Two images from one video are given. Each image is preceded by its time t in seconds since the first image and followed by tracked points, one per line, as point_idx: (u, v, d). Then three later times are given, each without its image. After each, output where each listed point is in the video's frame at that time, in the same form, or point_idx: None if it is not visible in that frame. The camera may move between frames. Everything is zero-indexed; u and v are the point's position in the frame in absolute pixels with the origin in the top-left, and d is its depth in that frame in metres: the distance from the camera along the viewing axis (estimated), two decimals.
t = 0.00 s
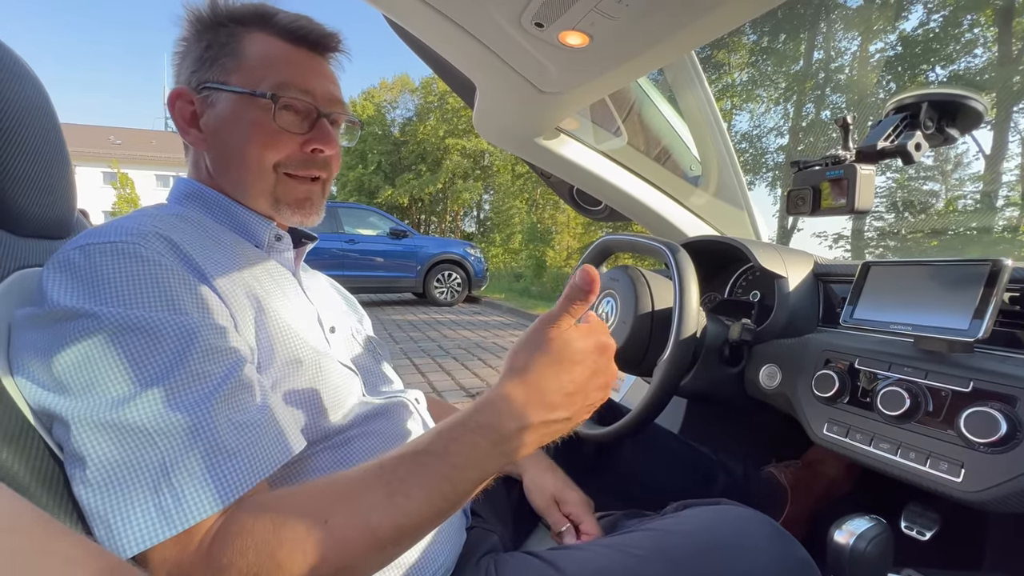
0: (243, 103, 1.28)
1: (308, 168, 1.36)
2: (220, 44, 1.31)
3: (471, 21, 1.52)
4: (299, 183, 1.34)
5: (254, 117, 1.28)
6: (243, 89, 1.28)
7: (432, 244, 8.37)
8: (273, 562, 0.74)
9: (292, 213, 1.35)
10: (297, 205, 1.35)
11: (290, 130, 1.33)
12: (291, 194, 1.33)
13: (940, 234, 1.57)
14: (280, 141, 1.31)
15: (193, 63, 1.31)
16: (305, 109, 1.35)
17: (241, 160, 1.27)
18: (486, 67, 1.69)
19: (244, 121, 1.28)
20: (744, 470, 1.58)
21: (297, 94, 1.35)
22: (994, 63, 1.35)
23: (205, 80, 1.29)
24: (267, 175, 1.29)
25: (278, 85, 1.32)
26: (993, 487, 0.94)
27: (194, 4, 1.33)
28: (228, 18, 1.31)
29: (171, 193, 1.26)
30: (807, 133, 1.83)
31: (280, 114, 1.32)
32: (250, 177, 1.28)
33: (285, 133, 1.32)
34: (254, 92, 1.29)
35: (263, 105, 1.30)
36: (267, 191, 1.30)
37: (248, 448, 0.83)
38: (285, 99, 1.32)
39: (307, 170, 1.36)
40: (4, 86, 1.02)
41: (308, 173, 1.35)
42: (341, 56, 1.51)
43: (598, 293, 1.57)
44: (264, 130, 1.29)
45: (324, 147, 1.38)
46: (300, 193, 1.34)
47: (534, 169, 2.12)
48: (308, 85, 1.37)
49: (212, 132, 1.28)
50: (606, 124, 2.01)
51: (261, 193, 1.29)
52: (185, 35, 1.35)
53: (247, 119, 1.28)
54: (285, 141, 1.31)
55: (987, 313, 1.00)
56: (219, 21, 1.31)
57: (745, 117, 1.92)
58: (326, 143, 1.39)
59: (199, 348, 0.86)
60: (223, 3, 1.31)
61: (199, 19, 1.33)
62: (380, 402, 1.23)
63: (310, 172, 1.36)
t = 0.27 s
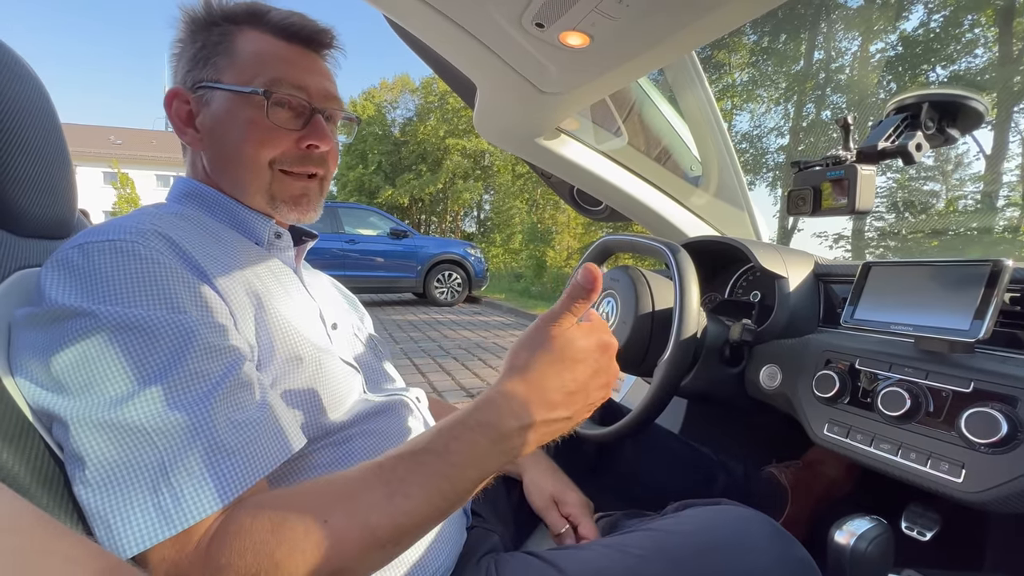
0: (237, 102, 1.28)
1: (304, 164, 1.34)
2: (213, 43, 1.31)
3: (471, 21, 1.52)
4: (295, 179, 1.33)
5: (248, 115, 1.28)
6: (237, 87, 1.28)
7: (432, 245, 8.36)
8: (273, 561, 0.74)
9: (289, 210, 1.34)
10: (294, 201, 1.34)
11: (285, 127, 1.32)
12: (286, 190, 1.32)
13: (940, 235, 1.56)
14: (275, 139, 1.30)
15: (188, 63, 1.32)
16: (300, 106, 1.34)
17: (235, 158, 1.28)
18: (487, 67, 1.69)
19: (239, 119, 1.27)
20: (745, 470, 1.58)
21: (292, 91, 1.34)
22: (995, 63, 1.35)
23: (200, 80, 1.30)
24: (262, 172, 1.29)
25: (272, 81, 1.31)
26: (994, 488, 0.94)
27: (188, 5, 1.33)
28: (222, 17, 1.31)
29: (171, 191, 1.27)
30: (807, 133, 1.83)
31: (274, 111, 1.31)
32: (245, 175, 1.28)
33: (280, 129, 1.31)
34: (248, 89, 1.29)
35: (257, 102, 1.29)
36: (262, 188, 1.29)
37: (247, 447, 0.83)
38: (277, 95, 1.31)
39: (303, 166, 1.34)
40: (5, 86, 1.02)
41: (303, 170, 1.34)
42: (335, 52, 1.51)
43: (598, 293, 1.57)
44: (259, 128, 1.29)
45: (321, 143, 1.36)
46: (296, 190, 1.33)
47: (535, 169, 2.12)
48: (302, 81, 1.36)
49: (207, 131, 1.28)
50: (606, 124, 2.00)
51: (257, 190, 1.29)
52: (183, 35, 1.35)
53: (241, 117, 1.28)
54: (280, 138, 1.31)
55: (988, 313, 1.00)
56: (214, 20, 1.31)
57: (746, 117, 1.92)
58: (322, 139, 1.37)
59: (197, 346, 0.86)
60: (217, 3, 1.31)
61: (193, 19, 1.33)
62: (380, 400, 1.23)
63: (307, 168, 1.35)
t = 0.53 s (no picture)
0: (234, 102, 1.28)
1: (302, 164, 1.35)
2: (210, 43, 1.30)
3: (472, 21, 1.52)
4: (293, 179, 1.33)
5: (245, 115, 1.28)
6: (234, 87, 1.28)
7: (432, 244, 8.37)
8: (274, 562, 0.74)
9: (287, 209, 1.35)
10: (292, 200, 1.34)
11: (282, 126, 1.32)
12: (285, 190, 1.32)
13: (941, 235, 1.55)
14: (272, 138, 1.30)
15: (185, 63, 1.32)
16: (298, 105, 1.35)
17: (234, 157, 1.28)
18: (487, 67, 1.69)
19: (236, 119, 1.27)
20: (745, 471, 1.58)
21: (289, 90, 1.34)
22: (995, 64, 1.35)
23: (197, 80, 1.30)
24: (261, 171, 1.29)
25: (269, 81, 1.31)
26: (995, 488, 0.94)
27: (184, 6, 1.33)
28: (218, 17, 1.31)
29: (171, 191, 1.27)
30: (807, 133, 1.83)
31: (271, 110, 1.31)
32: (244, 175, 1.28)
33: (278, 129, 1.31)
34: (245, 89, 1.29)
35: (255, 102, 1.29)
36: (260, 188, 1.29)
37: (247, 446, 0.83)
38: (275, 95, 1.31)
39: (301, 165, 1.34)
40: (6, 86, 1.02)
41: (301, 170, 1.34)
42: (331, 50, 1.50)
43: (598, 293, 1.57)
44: (256, 127, 1.29)
45: (318, 142, 1.36)
46: (295, 189, 1.33)
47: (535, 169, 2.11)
48: (299, 81, 1.36)
49: (206, 131, 1.28)
50: (607, 124, 2.00)
51: (256, 189, 1.29)
52: (180, 35, 1.35)
53: (238, 117, 1.27)
54: (278, 138, 1.31)
55: (989, 313, 1.00)
56: (210, 20, 1.31)
57: (746, 117, 1.92)
58: (319, 139, 1.37)
59: (197, 346, 0.86)
60: (213, 3, 1.31)
61: (190, 19, 1.32)
62: (380, 400, 1.23)
63: (305, 167, 1.35)
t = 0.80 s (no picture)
0: (232, 101, 1.28)
1: (301, 163, 1.35)
2: (208, 43, 1.30)
3: (472, 21, 1.52)
4: (293, 178, 1.33)
5: (244, 114, 1.28)
6: (232, 87, 1.28)
7: (432, 244, 8.37)
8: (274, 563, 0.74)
9: (286, 208, 1.35)
10: (291, 199, 1.34)
11: (281, 126, 1.32)
12: (283, 189, 1.32)
13: (941, 235, 1.55)
14: (271, 137, 1.30)
15: (184, 63, 1.32)
16: (296, 105, 1.34)
17: (233, 157, 1.28)
18: (488, 67, 1.69)
19: (235, 118, 1.27)
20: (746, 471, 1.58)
21: (287, 90, 1.34)
22: (996, 63, 1.35)
23: (196, 80, 1.30)
24: (260, 171, 1.29)
25: (267, 81, 1.31)
26: (996, 488, 0.94)
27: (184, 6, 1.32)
28: (217, 17, 1.30)
29: (172, 191, 1.27)
30: (808, 133, 1.82)
31: (269, 110, 1.31)
32: (243, 174, 1.28)
33: (276, 129, 1.31)
34: (243, 89, 1.28)
35: (253, 102, 1.29)
36: (259, 187, 1.30)
37: (248, 446, 0.83)
38: (272, 95, 1.31)
39: (300, 164, 1.34)
40: (7, 86, 1.02)
41: (301, 169, 1.34)
42: (330, 50, 1.50)
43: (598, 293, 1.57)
44: (255, 127, 1.28)
45: (316, 141, 1.37)
46: (293, 188, 1.34)
47: (536, 169, 2.11)
48: (297, 80, 1.36)
49: (204, 131, 1.29)
50: (607, 124, 2.00)
51: (255, 188, 1.29)
52: (179, 34, 1.35)
53: (237, 117, 1.27)
54: (276, 137, 1.31)
55: (990, 313, 1.00)
56: (208, 20, 1.31)
57: (746, 117, 1.91)
58: (317, 138, 1.37)
59: (197, 346, 0.86)
60: (212, 3, 1.30)
61: (188, 19, 1.32)
62: (380, 400, 1.23)
63: (303, 166, 1.35)
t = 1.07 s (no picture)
0: (234, 102, 1.28)
1: (302, 163, 1.35)
2: (210, 44, 1.30)
3: (473, 21, 1.52)
4: (294, 178, 1.33)
5: (246, 115, 1.28)
6: (234, 88, 1.28)
7: (433, 244, 8.34)
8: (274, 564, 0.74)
9: (287, 209, 1.35)
10: (292, 199, 1.34)
11: (283, 127, 1.32)
12: (285, 190, 1.32)
13: (942, 234, 1.55)
14: (273, 138, 1.30)
15: (185, 63, 1.32)
16: (298, 106, 1.34)
17: (234, 157, 1.28)
18: (488, 67, 1.69)
19: (237, 119, 1.27)
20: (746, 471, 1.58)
21: (289, 91, 1.34)
22: (997, 63, 1.35)
23: (198, 80, 1.30)
24: (261, 171, 1.29)
25: (269, 81, 1.31)
26: (997, 488, 0.94)
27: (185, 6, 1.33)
28: (218, 18, 1.31)
29: (172, 192, 1.27)
30: (809, 133, 1.82)
31: (271, 111, 1.31)
32: (244, 174, 1.28)
33: (278, 129, 1.31)
34: (245, 89, 1.28)
35: (255, 103, 1.29)
36: (261, 187, 1.30)
37: (249, 447, 0.83)
38: (275, 96, 1.31)
39: (301, 164, 1.35)
40: (8, 87, 1.02)
41: (302, 170, 1.34)
42: (331, 51, 1.50)
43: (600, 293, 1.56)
44: (257, 128, 1.28)
45: (318, 142, 1.37)
46: (295, 189, 1.34)
47: (537, 169, 2.11)
48: (299, 81, 1.36)
49: (206, 131, 1.29)
50: (608, 124, 2.00)
51: (256, 189, 1.29)
52: (181, 34, 1.35)
53: (239, 117, 1.27)
54: (278, 137, 1.31)
55: (991, 313, 0.99)
56: (210, 21, 1.31)
57: (747, 117, 1.90)
58: (319, 139, 1.37)
59: (198, 346, 0.85)
60: (214, 3, 1.30)
61: (190, 19, 1.32)
62: (380, 400, 1.23)
63: (305, 167, 1.35)
